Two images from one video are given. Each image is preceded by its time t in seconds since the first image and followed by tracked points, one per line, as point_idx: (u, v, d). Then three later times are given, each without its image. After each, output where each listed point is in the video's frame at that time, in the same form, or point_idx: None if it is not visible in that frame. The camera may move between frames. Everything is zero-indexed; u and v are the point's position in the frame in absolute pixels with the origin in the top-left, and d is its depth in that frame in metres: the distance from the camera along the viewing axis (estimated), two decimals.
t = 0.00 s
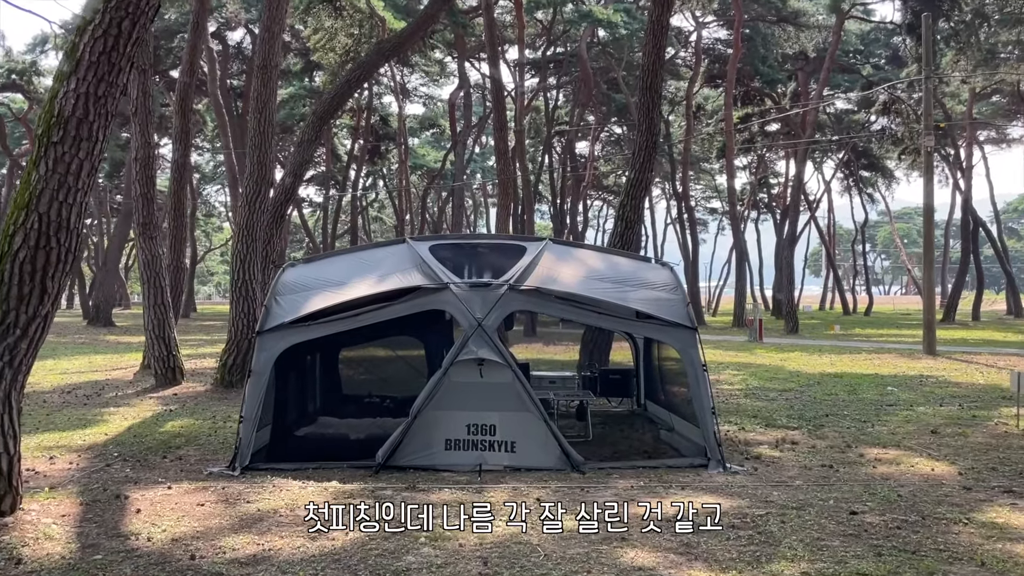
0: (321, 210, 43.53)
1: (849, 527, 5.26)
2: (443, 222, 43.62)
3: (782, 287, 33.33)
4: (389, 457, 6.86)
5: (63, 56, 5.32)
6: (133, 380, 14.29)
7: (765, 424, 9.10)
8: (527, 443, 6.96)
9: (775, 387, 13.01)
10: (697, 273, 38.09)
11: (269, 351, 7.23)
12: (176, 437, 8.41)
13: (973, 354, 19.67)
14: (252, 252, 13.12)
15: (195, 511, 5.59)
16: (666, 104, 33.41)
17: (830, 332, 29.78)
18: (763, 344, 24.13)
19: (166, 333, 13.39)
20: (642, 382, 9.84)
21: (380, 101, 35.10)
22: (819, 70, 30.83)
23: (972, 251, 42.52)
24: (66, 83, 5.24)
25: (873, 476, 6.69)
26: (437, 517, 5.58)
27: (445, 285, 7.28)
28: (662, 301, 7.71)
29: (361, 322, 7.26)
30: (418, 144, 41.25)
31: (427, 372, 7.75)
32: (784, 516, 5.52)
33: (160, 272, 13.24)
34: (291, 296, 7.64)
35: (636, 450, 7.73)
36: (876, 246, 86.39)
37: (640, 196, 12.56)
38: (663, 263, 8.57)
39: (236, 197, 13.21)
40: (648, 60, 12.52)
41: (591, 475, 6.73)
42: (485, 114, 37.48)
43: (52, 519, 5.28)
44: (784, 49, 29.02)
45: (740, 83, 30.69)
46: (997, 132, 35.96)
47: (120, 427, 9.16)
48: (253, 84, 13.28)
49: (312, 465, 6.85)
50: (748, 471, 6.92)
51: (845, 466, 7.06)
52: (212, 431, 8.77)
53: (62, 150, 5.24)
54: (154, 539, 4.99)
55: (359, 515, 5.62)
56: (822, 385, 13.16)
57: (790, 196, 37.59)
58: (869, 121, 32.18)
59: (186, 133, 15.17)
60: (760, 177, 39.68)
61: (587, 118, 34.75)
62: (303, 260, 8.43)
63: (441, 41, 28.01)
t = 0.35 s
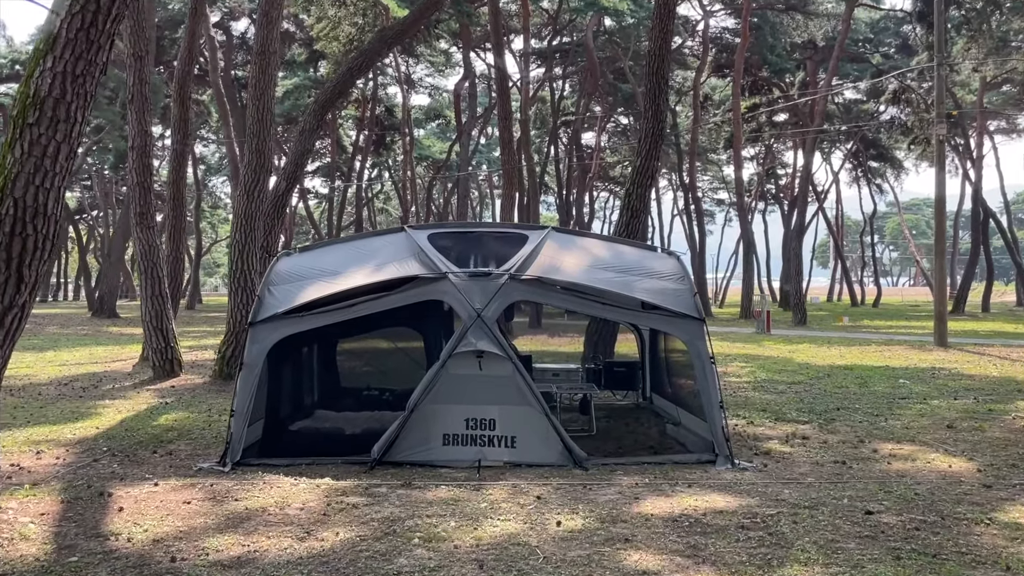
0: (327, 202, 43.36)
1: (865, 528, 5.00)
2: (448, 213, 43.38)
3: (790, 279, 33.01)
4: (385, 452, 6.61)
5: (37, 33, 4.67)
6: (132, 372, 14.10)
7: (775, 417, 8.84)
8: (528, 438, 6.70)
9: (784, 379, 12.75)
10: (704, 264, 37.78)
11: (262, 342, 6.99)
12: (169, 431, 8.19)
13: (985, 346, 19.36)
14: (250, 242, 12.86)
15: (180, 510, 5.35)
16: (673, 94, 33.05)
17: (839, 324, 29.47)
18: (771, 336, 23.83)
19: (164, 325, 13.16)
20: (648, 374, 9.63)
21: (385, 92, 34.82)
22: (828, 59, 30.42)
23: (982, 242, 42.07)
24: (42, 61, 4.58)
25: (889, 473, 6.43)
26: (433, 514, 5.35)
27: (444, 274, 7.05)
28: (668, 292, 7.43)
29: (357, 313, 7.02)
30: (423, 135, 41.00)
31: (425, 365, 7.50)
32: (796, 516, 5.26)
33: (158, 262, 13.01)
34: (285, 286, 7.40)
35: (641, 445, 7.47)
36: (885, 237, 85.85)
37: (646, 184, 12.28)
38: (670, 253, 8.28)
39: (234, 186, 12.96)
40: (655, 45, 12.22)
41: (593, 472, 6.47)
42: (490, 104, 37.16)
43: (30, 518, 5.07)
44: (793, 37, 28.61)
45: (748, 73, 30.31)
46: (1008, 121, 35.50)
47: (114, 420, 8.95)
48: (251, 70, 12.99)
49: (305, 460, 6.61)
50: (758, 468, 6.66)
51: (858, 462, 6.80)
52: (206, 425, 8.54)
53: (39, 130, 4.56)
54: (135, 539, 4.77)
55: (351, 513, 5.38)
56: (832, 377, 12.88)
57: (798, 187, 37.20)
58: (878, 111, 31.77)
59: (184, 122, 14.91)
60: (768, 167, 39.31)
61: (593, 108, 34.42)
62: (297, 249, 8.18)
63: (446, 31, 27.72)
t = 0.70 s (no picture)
0: (335, 194, 43.18)
1: (883, 537, 4.73)
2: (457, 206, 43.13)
3: (801, 272, 32.63)
4: (380, 453, 6.37)
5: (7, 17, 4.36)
6: (133, 366, 13.94)
7: (785, 416, 8.56)
8: (528, 438, 6.44)
9: (796, 375, 12.46)
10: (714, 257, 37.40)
11: (253, 337, 6.77)
12: (161, 429, 7.98)
13: (1001, 341, 18.98)
14: (250, 235, 12.63)
15: (161, 514, 5.12)
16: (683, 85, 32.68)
17: (851, 317, 29.08)
18: (782, 330, 23.51)
19: (163, 320, 12.96)
20: (654, 371, 9.36)
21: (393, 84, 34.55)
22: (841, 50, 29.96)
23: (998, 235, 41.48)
24: (13, 46, 4.27)
25: (905, 476, 6.15)
26: (426, 520, 5.11)
27: (441, 268, 6.81)
28: (675, 286, 7.15)
29: (351, 309, 6.79)
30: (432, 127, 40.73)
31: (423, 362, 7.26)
32: (808, 523, 4.99)
33: (157, 255, 12.80)
34: (278, 280, 7.17)
35: (646, 446, 7.21)
36: (898, 230, 85.05)
37: (654, 176, 11.98)
38: (677, 246, 8.01)
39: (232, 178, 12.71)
40: (664, 32, 11.89)
41: (596, 473, 6.22)
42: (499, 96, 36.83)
43: (4, 524, 4.86)
44: (805, 27, 28.17)
45: (759, 64, 29.89)
46: None
47: (107, 416, 8.76)
48: (251, 59, 12.73)
49: (298, 461, 6.38)
50: (769, 469, 6.40)
51: (872, 464, 6.53)
52: (201, 422, 8.34)
53: (12, 116, 4.22)
54: (111, 546, 4.55)
55: (339, 518, 5.13)
56: (845, 373, 12.58)
57: (809, 179, 36.76)
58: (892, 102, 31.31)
59: (185, 113, 14.67)
60: (779, 159, 38.88)
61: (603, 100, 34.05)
62: (290, 242, 7.92)
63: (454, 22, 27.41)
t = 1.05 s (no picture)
0: (347, 186, 42.99)
1: (902, 542, 4.47)
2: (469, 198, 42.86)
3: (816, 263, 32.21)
4: (377, 449, 6.16)
5: None
6: (137, 358, 13.82)
7: (799, 411, 8.30)
8: (530, 434, 6.20)
9: (810, 369, 12.17)
10: (728, 249, 37.00)
11: (248, 330, 6.57)
12: (158, 422, 7.82)
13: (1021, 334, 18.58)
14: (254, 225, 12.44)
15: (146, 513, 4.94)
16: (697, 76, 32.25)
17: (867, 310, 28.66)
18: (796, 322, 23.16)
19: (167, 311, 12.79)
20: (664, 365, 9.12)
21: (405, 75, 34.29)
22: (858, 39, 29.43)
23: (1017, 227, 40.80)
24: None
25: (924, 476, 5.87)
26: (421, 520, 4.90)
27: (442, 258, 6.59)
28: (684, 278, 6.88)
29: (349, 301, 6.58)
30: (444, 119, 40.48)
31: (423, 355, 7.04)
32: (822, 527, 4.74)
33: (161, 246, 12.63)
34: (274, 270, 6.96)
35: (654, 442, 6.97)
36: (915, 222, 84.13)
37: (665, 164, 11.69)
38: (688, 236, 7.74)
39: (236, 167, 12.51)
40: (676, 16, 11.57)
41: (600, 471, 5.99)
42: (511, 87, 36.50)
43: None
44: (821, 16, 27.69)
45: (775, 54, 29.43)
46: None
47: (105, 409, 8.60)
48: (255, 47, 12.49)
49: (293, 458, 6.18)
50: (781, 467, 6.14)
51: (889, 462, 6.27)
52: (199, 416, 8.17)
53: None
54: (89, 548, 4.36)
55: (331, 518, 4.92)
56: (861, 367, 12.27)
57: (824, 170, 36.24)
58: (910, 91, 30.77)
59: (189, 101, 14.48)
60: (795, 150, 38.39)
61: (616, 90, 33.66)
62: (290, 231, 7.73)
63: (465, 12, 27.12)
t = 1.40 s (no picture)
0: (360, 179, 42.84)
1: (922, 552, 4.20)
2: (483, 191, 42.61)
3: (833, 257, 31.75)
4: (373, 448, 5.93)
5: None
6: (142, 352, 13.68)
7: (814, 409, 8.03)
8: (532, 433, 5.95)
9: (826, 364, 11.87)
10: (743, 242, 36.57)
11: (241, 325, 6.35)
12: (153, 418, 7.64)
13: None
14: (257, 217, 12.26)
15: (128, 516, 4.74)
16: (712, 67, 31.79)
17: (885, 304, 28.20)
18: (813, 316, 22.79)
19: (171, 304, 12.62)
20: (674, 360, 8.86)
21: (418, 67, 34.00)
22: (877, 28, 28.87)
23: None
24: None
25: (945, 479, 5.59)
26: (416, 520, 4.73)
27: (441, 251, 6.36)
28: (694, 271, 6.62)
29: (345, 294, 6.36)
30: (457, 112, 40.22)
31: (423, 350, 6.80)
32: (837, 535, 4.48)
33: (164, 239, 12.46)
34: (269, 263, 6.74)
35: (662, 442, 6.71)
36: (934, 215, 83.15)
37: (677, 154, 11.39)
38: (699, 227, 7.46)
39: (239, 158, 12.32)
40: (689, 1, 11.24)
41: (605, 472, 5.75)
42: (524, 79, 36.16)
43: None
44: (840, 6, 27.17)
45: (792, 44, 28.93)
46: None
47: (101, 404, 8.43)
48: (258, 35, 12.28)
49: (286, 457, 5.96)
50: (794, 469, 5.88)
51: (908, 463, 5.99)
52: (196, 412, 7.97)
53: None
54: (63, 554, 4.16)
55: (318, 522, 4.69)
56: (878, 362, 11.96)
57: (842, 163, 35.72)
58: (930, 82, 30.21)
59: (194, 92, 14.31)
60: (812, 143, 37.87)
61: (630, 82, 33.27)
62: (289, 222, 7.52)
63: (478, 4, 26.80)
